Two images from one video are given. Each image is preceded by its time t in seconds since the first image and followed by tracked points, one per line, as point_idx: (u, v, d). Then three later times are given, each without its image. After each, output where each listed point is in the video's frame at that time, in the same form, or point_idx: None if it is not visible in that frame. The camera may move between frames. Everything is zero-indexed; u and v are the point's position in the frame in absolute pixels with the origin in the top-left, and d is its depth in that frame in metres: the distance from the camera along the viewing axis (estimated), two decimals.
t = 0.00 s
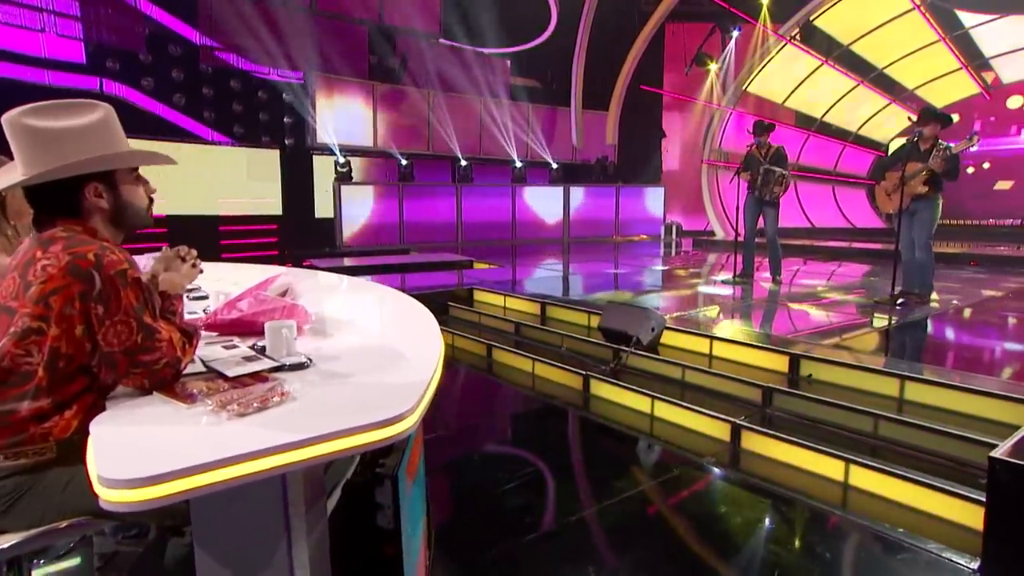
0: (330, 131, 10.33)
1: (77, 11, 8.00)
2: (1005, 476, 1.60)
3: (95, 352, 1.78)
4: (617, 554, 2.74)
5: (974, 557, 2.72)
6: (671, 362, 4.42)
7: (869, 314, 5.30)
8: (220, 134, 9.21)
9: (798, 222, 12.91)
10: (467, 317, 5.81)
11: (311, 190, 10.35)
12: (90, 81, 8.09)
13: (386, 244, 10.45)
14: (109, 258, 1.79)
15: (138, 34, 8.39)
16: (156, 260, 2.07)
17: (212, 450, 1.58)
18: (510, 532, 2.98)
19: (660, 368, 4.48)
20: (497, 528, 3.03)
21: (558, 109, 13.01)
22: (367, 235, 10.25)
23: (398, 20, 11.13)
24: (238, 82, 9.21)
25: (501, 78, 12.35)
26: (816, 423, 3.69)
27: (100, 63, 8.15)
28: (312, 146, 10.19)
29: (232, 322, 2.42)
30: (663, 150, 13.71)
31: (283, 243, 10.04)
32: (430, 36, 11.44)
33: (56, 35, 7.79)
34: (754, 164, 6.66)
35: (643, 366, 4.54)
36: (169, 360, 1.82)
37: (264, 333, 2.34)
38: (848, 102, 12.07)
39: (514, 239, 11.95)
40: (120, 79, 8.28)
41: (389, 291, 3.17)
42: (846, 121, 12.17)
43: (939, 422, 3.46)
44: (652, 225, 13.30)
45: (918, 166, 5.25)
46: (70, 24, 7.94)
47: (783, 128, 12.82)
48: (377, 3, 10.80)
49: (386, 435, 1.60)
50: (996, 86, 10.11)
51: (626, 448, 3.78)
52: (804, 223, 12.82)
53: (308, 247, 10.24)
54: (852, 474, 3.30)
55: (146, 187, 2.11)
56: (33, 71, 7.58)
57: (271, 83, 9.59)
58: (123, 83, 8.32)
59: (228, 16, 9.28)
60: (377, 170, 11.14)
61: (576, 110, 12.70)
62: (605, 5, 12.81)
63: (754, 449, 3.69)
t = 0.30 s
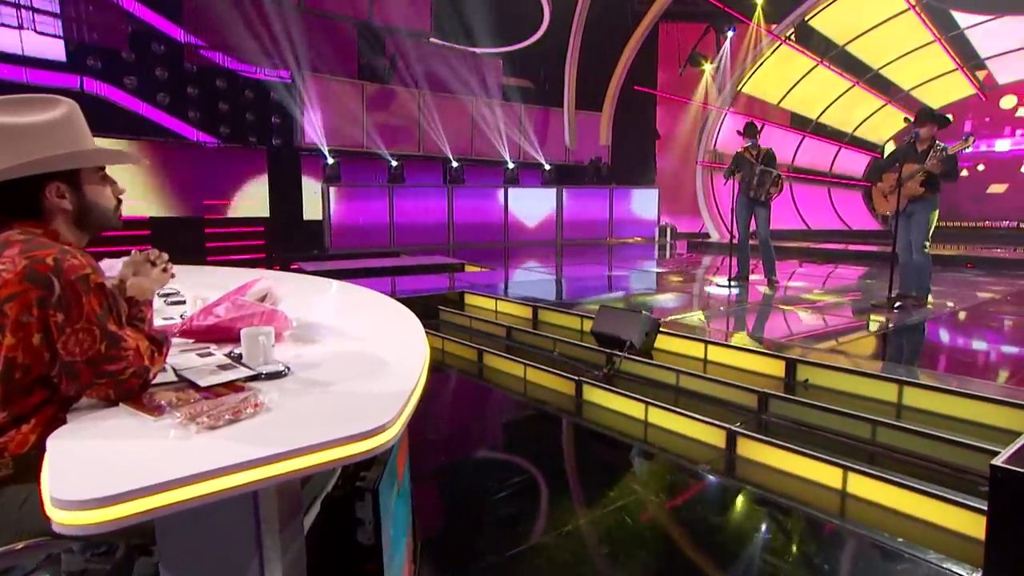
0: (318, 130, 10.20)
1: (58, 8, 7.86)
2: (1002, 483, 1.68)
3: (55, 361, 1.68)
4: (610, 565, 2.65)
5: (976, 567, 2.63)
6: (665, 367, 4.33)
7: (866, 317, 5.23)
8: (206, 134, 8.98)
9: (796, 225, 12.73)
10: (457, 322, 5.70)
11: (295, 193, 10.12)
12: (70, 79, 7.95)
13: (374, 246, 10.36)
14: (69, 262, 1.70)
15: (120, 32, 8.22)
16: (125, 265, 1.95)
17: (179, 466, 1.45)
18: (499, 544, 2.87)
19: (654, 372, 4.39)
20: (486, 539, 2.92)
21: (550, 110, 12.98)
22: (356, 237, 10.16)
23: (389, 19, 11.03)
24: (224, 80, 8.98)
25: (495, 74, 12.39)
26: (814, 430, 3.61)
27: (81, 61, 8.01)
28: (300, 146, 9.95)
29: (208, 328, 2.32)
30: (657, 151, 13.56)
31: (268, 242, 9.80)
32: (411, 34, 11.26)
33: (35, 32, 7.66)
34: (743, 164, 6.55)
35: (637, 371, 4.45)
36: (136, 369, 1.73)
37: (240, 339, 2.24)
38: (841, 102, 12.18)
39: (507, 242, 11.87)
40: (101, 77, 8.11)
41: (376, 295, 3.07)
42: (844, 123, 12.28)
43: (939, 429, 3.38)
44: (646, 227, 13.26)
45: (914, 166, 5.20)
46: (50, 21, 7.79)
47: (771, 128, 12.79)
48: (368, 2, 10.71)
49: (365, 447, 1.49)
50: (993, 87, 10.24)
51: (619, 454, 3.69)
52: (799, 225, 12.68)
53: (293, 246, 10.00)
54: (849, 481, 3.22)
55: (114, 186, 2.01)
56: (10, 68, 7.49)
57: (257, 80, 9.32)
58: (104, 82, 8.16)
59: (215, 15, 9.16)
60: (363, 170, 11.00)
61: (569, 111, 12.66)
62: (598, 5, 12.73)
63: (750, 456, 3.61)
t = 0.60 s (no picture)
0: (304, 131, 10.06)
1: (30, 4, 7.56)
2: (1004, 494, 1.68)
3: None
4: None
5: None
6: (658, 373, 4.22)
7: (862, 321, 5.14)
8: (188, 135, 8.88)
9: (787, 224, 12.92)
10: (444, 326, 5.55)
11: (281, 195, 10.20)
12: (45, 77, 7.67)
13: (359, 248, 10.20)
14: (17, 269, 1.59)
15: (97, 28, 7.93)
16: (81, 272, 1.84)
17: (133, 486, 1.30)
18: (484, 558, 2.74)
19: (646, 379, 4.28)
20: (470, 553, 2.79)
21: (541, 111, 12.90)
22: (340, 239, 9.98)
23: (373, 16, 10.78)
24: (207, 79, 8.84)
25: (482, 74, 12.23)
26: (810, 437, 3.51)
27: (56, 57, 7.71)
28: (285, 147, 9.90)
29: (176, 337, 2.17)
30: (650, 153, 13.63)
31: (252, 245, 9.80)
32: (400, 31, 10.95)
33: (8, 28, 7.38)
34: (736, 165, 6.50)
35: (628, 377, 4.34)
36: (91, 383, 1.62)
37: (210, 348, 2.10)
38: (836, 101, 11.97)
39: (498, 245, 11.75)
40: (79, 76, 7.83)
41: (357, 301, 2.94)
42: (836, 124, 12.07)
43: (938, 436, 3.29)
44: (639, 230, 13.18)
45: (908, 167, 5.13)
46: (22, 15, 7.48)
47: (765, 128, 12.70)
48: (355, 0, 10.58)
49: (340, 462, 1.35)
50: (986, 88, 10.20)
51: (611, 464, 3.57)
52: (795, 229, 12.80)
53: (280, 254, 10.01)
54: (845, 490, 3.13)
55: (76, 193, 1.90)
56: None
57: (241, 79, 9.19)
58: (82, 80, 7.89)
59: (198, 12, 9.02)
60: (350, 170, 11.01)
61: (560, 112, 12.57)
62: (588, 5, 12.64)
63: (744, 465, 3.51)
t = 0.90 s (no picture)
0: (288, 131, 10.03)
1: None
2: (1003, 506, 1.61)
3: None
4: None
5: None
6: (648, 379, 4.11)
7: (855, 325, 5.07)
8: (167, 135, 8.74)
9: (780, 227, 12.84)
10: (430, 332, 5.40)
11: (263, 195, 10.00)
12: (16, 74, 7.37)
13: (346, 250, 10.08)
14: None
15: (70, 24, 7.69)
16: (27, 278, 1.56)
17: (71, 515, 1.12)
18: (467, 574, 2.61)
19: (636, 386, 4.17)
20: (452, 568, 2.66)
21: (530, 111, 12.83)
22: (326, 241, 9.88)
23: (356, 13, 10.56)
24: (187, 78, 8.65)
25: (472, 75, 12.22)
26: (804, 445, 3.41)
27: (28, 54, 7.38)
28: (268, 148, 9.86)
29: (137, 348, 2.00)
30: (641, 155, 13.56)
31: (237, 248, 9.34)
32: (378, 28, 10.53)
33: None
34: (731, 166, 6.40)
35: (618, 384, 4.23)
36: (33, 401, 1.45)
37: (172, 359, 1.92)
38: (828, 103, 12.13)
39: (486, 248, 11.64)
40: (52, 73, 7.55)
41: (333, 309, 2.79)
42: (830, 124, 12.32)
43: (933, 444, 3.20)
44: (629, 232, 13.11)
45: (900, 170, 5.06)
46: None
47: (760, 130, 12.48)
48: None
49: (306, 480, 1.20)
50: (977, 91, 10.38)
51: (601, 474, 3.45)
52: (787, 230, 12.80)
53: (259, 256, 9.69)
54: (840, 501, 3.02)
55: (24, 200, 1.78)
56: None
57: (223, 78, 9.08)
58: (55, 78, 7.61)
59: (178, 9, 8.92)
60: (336, 170, 11.01)
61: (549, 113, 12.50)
62: (577, 6, 12.56)
63: (737, 474, 3.40)
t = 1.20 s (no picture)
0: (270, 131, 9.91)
1: None
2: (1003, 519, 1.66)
3: None
4: None
5: None
6: (636, 387, 3.99)
7: (845, 329, 4.99)
8: (143, 135, 8.54)
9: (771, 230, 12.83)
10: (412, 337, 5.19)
11: (243, 198, 9.82)
12: None
13: (330, 254, 9.90)
14: None
15: (40, 20, 7.45)
16: None
17: None
18: None
19: (623, 394, 4.04)
20: None
21: (517, 112, 12.76)
22: (309, 244, 9.70)
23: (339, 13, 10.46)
24: (163, 76, 8.54)
25: (459, 77, 12.18)
26: (795, 455, 3.31)
27: None
28: (249, 150, 9.72)
29: (88, 363, 1.86)
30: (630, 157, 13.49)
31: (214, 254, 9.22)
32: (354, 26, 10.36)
33: None
34: (724, 168, 6.30)
35: (605, 391, 4.10)
36: None
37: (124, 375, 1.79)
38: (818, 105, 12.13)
39: (472, 251, 11.50)
40: (20, 70, 7.30)
41: (303, 316, 2.66)
42: (818, 126, 12.33)
43: (927, 453, 3.11)
44: (618, 235, 12.96)
45: (890, 172, 4.99)
46: None
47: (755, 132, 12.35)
48: None
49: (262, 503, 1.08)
50: (964, 93, 10.47)
51: (589, 486, 3.32)
52: (776, 233, 12.81)
53: (238, 261, 9.48)
54: (833, 513, 2.92)
55: None
56: None
57: (201, 76, 8.93)
58: (22, 75, 7.36)
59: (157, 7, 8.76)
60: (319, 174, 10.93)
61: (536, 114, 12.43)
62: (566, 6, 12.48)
63: (726, 485, 3.30)
